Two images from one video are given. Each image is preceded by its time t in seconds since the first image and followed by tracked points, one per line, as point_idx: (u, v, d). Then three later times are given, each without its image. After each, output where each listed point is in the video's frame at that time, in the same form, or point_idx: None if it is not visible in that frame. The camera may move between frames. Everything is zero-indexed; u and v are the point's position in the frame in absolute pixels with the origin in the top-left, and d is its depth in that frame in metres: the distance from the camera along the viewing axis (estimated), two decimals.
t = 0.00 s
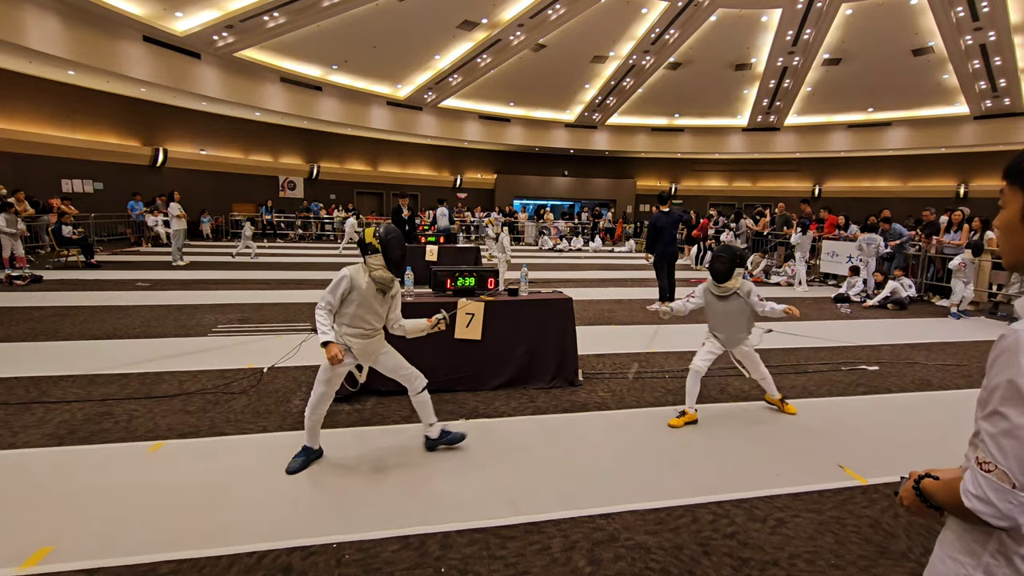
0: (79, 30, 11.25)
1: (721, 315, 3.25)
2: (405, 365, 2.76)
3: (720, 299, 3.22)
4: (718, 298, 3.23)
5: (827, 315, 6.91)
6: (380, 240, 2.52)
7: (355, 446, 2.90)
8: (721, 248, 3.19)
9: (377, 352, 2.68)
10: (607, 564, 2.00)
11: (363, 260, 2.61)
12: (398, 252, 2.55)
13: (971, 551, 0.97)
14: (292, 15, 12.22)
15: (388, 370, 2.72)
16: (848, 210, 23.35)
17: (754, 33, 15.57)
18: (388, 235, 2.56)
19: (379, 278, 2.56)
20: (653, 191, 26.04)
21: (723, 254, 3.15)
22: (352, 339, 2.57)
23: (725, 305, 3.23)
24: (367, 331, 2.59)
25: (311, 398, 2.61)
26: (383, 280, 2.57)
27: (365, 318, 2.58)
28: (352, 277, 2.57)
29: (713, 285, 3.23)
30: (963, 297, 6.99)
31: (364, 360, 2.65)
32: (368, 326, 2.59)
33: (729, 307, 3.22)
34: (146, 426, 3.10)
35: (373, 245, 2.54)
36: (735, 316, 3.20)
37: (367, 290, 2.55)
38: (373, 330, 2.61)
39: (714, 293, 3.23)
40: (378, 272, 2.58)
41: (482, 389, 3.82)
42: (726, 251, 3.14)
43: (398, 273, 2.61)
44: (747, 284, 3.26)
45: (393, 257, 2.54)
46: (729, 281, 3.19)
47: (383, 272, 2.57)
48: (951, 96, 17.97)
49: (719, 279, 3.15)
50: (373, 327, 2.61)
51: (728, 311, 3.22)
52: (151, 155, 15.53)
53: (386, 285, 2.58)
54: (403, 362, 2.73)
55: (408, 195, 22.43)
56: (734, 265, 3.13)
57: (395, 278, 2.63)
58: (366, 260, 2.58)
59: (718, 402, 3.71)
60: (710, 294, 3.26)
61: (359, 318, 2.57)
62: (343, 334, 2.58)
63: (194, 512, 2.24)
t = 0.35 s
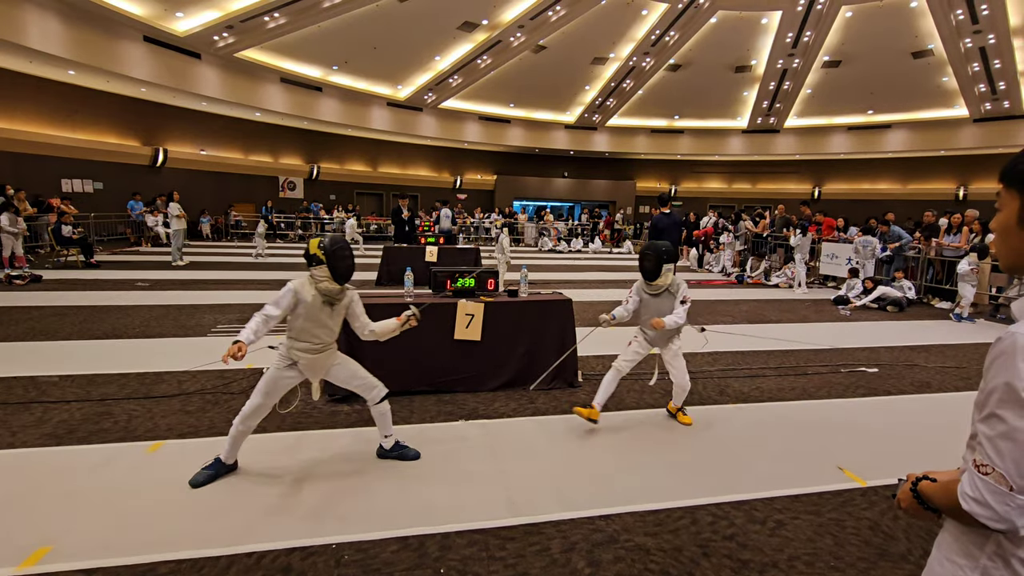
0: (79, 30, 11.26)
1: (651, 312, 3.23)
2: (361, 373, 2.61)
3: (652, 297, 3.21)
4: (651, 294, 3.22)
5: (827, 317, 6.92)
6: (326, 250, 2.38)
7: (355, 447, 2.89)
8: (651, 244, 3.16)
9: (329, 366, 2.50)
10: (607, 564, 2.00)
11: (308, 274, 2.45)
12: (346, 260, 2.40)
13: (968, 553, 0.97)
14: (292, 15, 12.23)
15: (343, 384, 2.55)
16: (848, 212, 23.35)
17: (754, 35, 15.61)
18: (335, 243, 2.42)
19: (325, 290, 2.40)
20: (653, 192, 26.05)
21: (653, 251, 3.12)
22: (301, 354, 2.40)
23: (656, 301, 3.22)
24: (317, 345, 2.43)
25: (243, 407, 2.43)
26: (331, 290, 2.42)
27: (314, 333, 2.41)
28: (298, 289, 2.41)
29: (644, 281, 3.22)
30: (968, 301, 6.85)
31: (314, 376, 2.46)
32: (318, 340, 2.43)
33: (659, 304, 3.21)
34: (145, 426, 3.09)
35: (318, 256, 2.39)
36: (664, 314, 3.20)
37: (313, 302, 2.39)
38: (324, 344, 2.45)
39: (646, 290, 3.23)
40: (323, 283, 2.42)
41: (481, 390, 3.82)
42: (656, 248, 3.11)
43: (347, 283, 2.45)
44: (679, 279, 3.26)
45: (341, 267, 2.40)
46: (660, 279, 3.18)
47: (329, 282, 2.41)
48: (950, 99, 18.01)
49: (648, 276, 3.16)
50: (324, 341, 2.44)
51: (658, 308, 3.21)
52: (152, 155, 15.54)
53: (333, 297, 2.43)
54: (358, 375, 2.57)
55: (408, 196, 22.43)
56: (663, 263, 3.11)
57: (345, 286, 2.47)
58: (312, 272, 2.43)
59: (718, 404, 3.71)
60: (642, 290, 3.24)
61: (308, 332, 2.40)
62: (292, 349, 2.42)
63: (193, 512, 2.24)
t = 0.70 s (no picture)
0: (81, 31, 11.29)
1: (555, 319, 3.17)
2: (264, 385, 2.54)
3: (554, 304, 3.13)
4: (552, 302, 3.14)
5: (827, 320, 6.91)
6: (236, 261, 2.26)
7: (355, 448, 2.89)
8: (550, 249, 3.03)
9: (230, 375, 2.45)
10: (607, 567, 2.00)
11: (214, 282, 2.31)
12: (256, 274, 2.29)
13: (968, 557, 0.97)
14: (293, 17, 12.27)
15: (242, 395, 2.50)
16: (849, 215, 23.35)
17: (755, 38, 15.64)
18: (245, 254, 2.29)
19: (232, 302, 2.27)
20: (654, 194, 26.05)
21: (554, 257, 2.99)
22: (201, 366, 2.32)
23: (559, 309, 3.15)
24: (218, 356, 2.35)
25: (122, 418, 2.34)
26: (238, 304, 2.29)
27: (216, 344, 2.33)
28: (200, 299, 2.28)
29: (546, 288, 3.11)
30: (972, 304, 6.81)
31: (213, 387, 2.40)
32: (220, 350, 2.35)
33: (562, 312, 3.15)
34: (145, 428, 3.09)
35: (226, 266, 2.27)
36: (569, 319, 3.15)
37: (218, 316, 2.27)
38: (226, 355, 2.38)
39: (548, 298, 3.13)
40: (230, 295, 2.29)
41: (482, 392, 3.81)
42: (557, 254, 3.00)
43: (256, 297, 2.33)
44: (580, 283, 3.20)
45: (250, 280, 2.29)
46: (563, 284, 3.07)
47: (237, 297, 2.29)
48: (951, 102, 18.03)
49: (549, 282, 3.02)
50: (226, 352, 2.37)
51: (562, 314, 3.15)
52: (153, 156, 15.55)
53: (241, 309, 2.30)
54: (264, 384, 2.49)
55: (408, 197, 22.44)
56: (565, 269, 3.01)
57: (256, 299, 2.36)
58: (217, 282, 2.30)
59: (719, 406, 3.72)
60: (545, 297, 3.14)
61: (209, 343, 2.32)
62: (189, 360, 2.33)
63: (192, 514, 2.23)
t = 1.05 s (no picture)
0: (84, 33, 11.33)
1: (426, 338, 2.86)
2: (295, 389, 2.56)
3: (426, 323, 2.81)
4: (424, 320, 2.82)
5: (828, 323, 6.91)
6: (259, 261, 2.32)
7: (356, 449, 2.90)
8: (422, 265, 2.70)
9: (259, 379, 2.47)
10: (608, 569, 2.00)
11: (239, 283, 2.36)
12: (281, 272, 2.35)
13: (969, 562, 0.97)
14: (295, 19, 12.30)
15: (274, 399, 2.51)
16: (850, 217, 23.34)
17: (755, 41, 15.68)
18: (269, 255, 2.34)
19: (258, 301, 2.32)
20: (654, 196, 26.07)
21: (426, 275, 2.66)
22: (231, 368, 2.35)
23: (431, 328, 2.83)
24: (246, 356, 2.38)
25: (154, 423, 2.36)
26: (263, 303, 2.33)
27: (243, 345, 2.35)
28: (225, 300, 2.32)
29: (415, 307, 2.77)
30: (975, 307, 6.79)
31: (243, 392, 2.42)
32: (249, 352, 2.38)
33: (434, 329, 2.85)
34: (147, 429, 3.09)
35: (250, 266, 2.32)
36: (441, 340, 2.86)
37: (244, 315, 2.30)
38: (254, 357, 2.40)
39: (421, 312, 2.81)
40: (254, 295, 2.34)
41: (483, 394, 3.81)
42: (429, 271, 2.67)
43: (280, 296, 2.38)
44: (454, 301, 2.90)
45: (274, 279, 2.33)
46: (436, 304, 2.77)
47: (263, 295, 2.34)
48: (952, 105, 18.05)
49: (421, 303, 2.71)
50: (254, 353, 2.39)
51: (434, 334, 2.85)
52: (154, 157, 15.57)
53: (267, 308, 2.34)
54: (292, 388, 2.53)
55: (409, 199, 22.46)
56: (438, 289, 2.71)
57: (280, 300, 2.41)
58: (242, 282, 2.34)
59: (719, 409, 3.71)
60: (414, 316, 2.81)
61: (237, 346, 2.35)
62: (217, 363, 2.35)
63: (192, 515, 2.23)
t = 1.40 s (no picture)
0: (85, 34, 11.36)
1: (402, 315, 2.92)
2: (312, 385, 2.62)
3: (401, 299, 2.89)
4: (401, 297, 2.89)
5: (829, 324, 6.90)
6: (283, 255, 2.45)
7: (356, 451, 2.89)
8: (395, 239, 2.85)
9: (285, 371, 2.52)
10: (609, 571, 1.99)
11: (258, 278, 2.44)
12: (303, 267, 2.52)
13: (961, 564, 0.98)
14: (296, 20, 12.31)
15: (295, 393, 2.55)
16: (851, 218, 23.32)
17: (756, 41, 15.68)
18: (288, 250, 2.48)
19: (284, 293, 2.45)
20: (655, 197, 26.07)
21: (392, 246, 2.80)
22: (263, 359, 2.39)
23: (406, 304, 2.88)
24: (274, 348, 2.44)
25: (194, 426, 2.41)
26: (283, 296, 2.47)
27: (270, 336, 2.43)
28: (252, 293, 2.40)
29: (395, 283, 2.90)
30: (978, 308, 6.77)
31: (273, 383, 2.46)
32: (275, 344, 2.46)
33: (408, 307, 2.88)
34: (148, 430, 3.09)
35: (274, 260, 2.43)
36: (411, 316, 2.87)
37: (273, 306, 2.41)
38: (279, 349, 2.48)
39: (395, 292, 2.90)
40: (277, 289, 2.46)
41: (483, 395, 3.81)
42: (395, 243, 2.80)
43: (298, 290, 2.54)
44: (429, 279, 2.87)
45: (298, 273, 2.50)
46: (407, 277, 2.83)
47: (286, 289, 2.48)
48: (953, 106, 18.04)
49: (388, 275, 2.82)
50: (278, 345, 2.48)
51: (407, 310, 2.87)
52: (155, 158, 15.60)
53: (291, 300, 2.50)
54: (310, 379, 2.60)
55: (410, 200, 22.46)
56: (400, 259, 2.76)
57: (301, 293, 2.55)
58: (263, 277, 2.43)
59: (721, 410, 3.70)
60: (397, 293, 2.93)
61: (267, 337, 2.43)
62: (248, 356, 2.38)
63: (192, 516, 2.23)
